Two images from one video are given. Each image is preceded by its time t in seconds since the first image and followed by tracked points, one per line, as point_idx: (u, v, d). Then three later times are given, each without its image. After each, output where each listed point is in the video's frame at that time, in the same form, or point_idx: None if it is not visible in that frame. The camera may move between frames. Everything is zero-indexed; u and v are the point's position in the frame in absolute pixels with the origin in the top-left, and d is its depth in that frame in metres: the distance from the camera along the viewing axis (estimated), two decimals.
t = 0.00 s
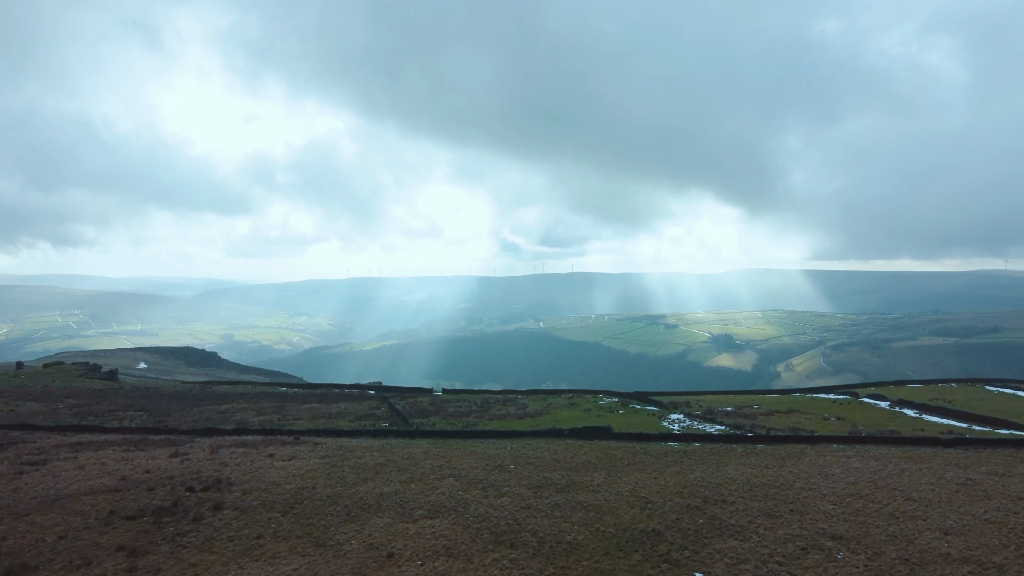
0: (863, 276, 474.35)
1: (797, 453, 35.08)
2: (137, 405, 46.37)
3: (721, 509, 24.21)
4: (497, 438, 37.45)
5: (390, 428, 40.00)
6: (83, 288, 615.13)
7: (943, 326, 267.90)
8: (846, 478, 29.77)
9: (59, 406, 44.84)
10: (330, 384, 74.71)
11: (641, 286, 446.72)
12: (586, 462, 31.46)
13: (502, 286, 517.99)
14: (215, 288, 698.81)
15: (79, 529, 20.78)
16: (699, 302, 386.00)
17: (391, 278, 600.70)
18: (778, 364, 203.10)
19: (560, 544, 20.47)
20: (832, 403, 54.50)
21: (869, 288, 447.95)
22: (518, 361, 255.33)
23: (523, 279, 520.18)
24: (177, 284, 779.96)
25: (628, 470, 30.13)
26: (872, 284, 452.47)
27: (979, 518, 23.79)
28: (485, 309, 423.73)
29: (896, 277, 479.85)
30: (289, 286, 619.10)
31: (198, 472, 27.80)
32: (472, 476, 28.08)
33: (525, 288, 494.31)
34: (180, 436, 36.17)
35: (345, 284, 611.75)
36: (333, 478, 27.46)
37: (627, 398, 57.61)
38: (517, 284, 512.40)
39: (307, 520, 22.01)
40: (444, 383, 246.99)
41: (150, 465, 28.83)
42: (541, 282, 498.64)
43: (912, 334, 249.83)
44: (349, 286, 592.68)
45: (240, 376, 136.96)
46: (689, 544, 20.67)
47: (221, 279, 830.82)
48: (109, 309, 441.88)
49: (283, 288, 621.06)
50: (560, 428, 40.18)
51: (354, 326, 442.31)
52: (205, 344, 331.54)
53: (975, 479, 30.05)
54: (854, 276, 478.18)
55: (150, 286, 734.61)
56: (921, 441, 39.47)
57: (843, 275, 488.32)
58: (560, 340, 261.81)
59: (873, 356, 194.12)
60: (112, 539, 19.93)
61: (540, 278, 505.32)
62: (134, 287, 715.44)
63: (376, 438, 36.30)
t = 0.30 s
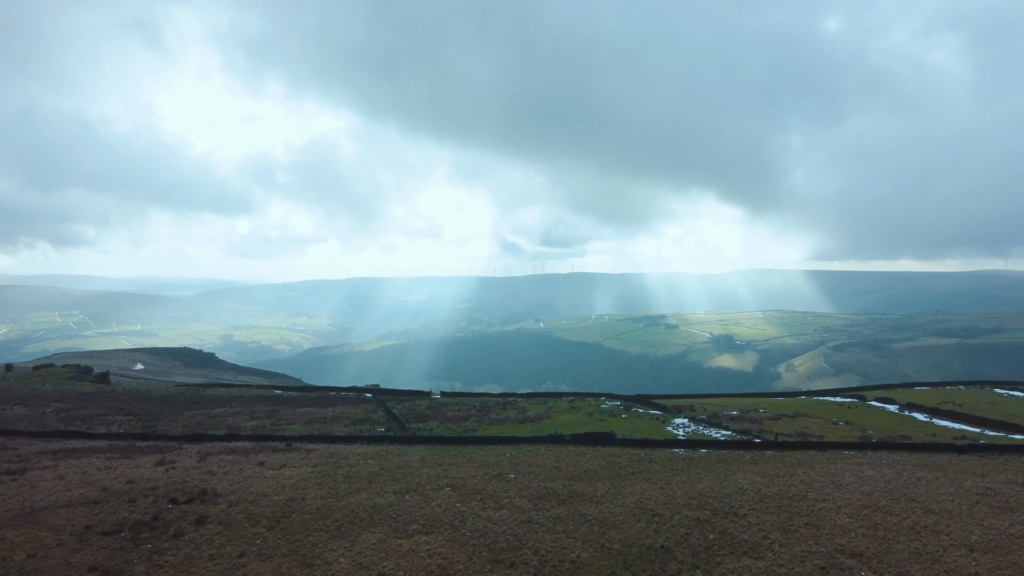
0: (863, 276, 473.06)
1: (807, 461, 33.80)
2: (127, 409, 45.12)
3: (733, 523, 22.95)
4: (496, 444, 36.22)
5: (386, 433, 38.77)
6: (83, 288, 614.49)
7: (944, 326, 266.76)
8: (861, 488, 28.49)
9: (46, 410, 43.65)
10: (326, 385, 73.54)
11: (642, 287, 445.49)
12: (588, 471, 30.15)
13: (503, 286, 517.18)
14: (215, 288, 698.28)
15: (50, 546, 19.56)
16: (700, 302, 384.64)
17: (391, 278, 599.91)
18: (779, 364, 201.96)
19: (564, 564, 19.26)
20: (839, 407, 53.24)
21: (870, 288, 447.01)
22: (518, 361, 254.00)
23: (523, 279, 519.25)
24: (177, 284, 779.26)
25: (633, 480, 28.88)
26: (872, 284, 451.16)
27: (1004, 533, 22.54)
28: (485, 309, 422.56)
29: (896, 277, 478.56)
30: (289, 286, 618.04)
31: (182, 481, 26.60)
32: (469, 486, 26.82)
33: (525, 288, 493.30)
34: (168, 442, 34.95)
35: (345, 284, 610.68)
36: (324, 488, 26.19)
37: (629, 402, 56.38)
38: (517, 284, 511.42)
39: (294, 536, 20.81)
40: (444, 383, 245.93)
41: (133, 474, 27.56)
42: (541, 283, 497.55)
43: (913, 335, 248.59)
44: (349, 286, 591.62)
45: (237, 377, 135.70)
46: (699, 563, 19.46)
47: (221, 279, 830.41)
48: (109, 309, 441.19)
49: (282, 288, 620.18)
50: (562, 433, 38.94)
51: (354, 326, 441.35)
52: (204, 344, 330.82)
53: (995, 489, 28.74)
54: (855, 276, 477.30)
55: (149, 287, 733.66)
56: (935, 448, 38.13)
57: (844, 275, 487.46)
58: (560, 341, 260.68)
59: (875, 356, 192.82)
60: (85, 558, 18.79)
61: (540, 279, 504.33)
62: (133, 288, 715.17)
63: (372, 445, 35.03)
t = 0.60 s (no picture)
0: (864, 277, 471.94)
1: (820, 470, 32.52)
2: (116, 413, 43.82)
3: (746, 539, 21.74)
4: (496, 451, 34.98)
5: (382, 439, 37.48)
6: (83, 288, 613.38)
7: (946, 327, 265.65)
8: (878, 499, 27.22)
9: (33, 414, 42.48)
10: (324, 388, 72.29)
11: (642, 287, 444.57)
12: (592, 480, 28.96)
13: (503, 286, 516.10)
14: (215, 288, 698.42)
15: (19, 566, 18.36)
16: (700, 303, 383.75)
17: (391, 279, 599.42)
18: (780, 365, 200.79)
19: None
20: (847, 411, 51.91)
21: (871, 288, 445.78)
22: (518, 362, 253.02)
23: (523, 279, 518.48)
24: (177, 284, 778.08)
25: (638, 489, 27.65)
26: (873, 285, 450.09)
27: None
28: (485, 309, 421.85)
29: (897, 278, 477.38)
30: (289, 286, 617.65)
31: (166, 492, 25.40)
32: (468, 497, 25.66)
33: (525, 288, 491.81)
34: (155, 449, 33.70)
35: (345, 284, 610.26)
36: (315, 500, 25.00)
37: (632, 405, 55.11)
38: (517, 284, 509.95)
39: (280, 555, 19.63)
40: (444, 384, 244.54)
41: (115, 485, 26.32)
42: (541, 283, 496.69)
43: (915, 336, 247.31)
44: (349, 286, 590.17)
45: (235, 379, 134.32)
46: None
47: (221, 279, 830.35)
48: (109, 309, 440.85)
49: (283, 288, 619.07)
50: (563, 439, 37.74)
51: (354, 326, 440.10)
52: (204, 345, 329.68)
53: (1016, 499, 27.53)
54: (856, 276, 476.04)
55: (150, 287, 734.00)
56: (949, 454, 36.93)
57: (845, 275, 486.17)
58: (561, 341, 259.64)
59: (877, 357, 191.71)
60: None
61: (540, 279, 503.54)
62: (134, 287, 715.47)
63: (367, 452, 33.78)
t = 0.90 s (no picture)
0: (865, 278, 470.81)
1: (832, 479, 31.31)
2: (104, 418, 42.62)
3: (760, 557, 20.50)
4: (496, 458, 33.81)
5: (378, 446, 36.26)
6: (83, 288, 607.94)
7: (947, 328, 264.42)
8: (896, 511, 25.93)
9: (19, 419, 41.31)
10: (321, 391, 71.31)
11: (642, 287, 443.68)
12: (595, 491, 27.70)
13: (503, 286, 515.30)
14: (215, 288, 698.50)
15: None
16: (700, 303, 382.89)
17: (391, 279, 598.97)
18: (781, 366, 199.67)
19: None
20: (857, 415, 50.56)
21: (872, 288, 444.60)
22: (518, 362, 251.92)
23: (523, 279, 517.76)
24: (176, 284, 777.09)
25: (644, 502, 26.38)
26: (874, 285, 449.09)
27: None
28: (485, 309, 421.08)
29: (898, 278, 476.30)
30: (288, 286, 617.07)
31: (148, 505, 24.15)
32: (466, 510, 24.45)
33: (525, 289, 490.76)
34: (141, 456, 32.57)
35: (345, 284, 609.61)
36: (305, 513, 23.77)
37: (635, 409, 53.89)
38: (517, 284, 508.99)
39: None
40: (444, 384, 243.63)
41: (95, 496, 25.09)
42: (541, 283, 495.86)
43: (916, 336, 246.04)
44: (348, 286, 589.23)
45: (233, 380, 133.18)
46: None
47: (221, 279, 830.67)
48: (109, 309, 440.38)
49: (283, 288, 618.19)
50: (565, 446, 36.65)
51: (354, 326, 439.17)
52: (204, 345, 328.75)
53: None
54: (857, 276, 475.54)
55: (150, 287, 734.37)
56: (964, 461, 35.69)
57: (846, 275, 485.82)
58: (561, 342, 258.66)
59: (879, 358, 190.51)
60: None
61: (540, 279, 502.67)
62: (134, 287, 715.81)
63: (361, 460, 32.56)
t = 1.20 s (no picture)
0: (865, 278, 469.26)
1: (845, 488, 30.07)
2: (91, 423, 41.35)
3: None
4: (494, 465, 32.61)
5: (373, 453, 35.01)
6: (82, 288, 607.34)
7: (949, 328, 263.07)
8: (915, 524, 24.70)
9: (4, 424, 40.08)
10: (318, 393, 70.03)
11: (642, 287, 442.38)
12: (599, 502, 26.45)
13: (503, 286, 513.94)
14: (216, 289, 698.06)
15: None
16: (700, 303, 381.77)
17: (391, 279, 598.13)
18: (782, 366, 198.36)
19: None
20: (866, 420, 49.37)
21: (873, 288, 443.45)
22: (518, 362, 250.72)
23: (523, 279, 516.73)
24: (176, 285, 775.47)
25: (651, 514, 25.11)
26: (874, 285, 447.74)
27: None
28: (485, 309, 419.91)
29: (898, 278, 474.77)
30: (288, 287, 616.02)
31: (129, 519, 22.89)
32: (463, 523, 23.19)
33: (525, 289, 489.57)
34: (126, 464, 31.33)
35: (345, 284, 608.62)
36: (293, 528, 22.50)
37: (638, 412, 52.71)
38: (517, 284, 507.97)
39: None
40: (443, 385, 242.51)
41: (72, 509, 23.86)
42: (541, 283, 494.68)
43: (918, 336, 244.67)
44: (349, 286, 588.07)
45: (230, 381, 131.88)
46: None
47: (220, 279, 830.77)
48: (108, 309, 439.73)
49: (283, 288, 616.93)
50: (567, 452, 35.44)
51: (354, 327, 437.94)
52: (204, 346, 327.60)
53: None
54: (857, 276, 474.45)
55: (150, 287, 734.70)
56: (982, 468, 34.37)
57: (847, 275, 484.81)
58: (561, 342, 257.53)
59: (881, 358, 189.20)
60: None
61: (540, 279, 501.43)
62: (134, 288, 716.51)
63: (354, 468, 31.32)
